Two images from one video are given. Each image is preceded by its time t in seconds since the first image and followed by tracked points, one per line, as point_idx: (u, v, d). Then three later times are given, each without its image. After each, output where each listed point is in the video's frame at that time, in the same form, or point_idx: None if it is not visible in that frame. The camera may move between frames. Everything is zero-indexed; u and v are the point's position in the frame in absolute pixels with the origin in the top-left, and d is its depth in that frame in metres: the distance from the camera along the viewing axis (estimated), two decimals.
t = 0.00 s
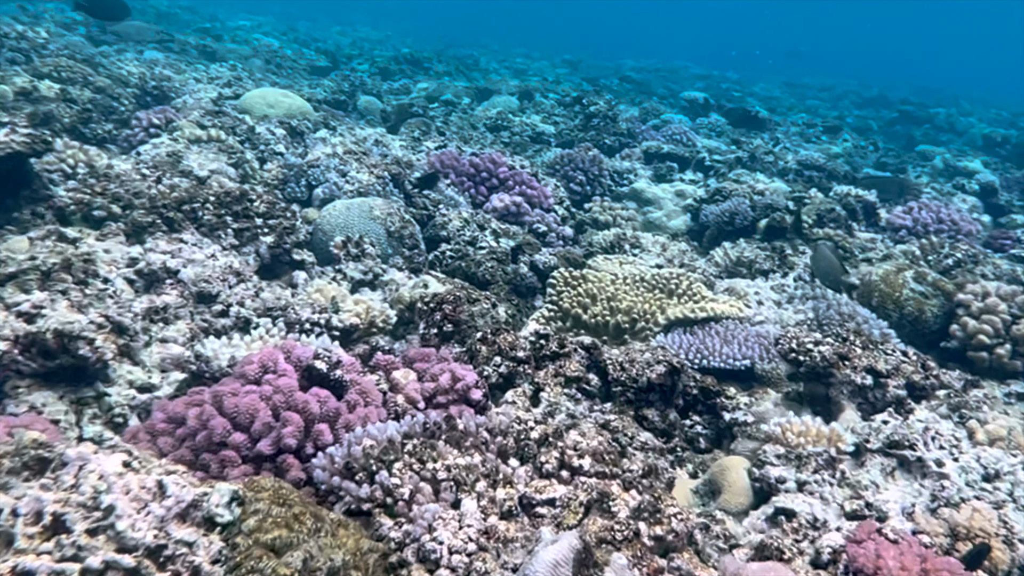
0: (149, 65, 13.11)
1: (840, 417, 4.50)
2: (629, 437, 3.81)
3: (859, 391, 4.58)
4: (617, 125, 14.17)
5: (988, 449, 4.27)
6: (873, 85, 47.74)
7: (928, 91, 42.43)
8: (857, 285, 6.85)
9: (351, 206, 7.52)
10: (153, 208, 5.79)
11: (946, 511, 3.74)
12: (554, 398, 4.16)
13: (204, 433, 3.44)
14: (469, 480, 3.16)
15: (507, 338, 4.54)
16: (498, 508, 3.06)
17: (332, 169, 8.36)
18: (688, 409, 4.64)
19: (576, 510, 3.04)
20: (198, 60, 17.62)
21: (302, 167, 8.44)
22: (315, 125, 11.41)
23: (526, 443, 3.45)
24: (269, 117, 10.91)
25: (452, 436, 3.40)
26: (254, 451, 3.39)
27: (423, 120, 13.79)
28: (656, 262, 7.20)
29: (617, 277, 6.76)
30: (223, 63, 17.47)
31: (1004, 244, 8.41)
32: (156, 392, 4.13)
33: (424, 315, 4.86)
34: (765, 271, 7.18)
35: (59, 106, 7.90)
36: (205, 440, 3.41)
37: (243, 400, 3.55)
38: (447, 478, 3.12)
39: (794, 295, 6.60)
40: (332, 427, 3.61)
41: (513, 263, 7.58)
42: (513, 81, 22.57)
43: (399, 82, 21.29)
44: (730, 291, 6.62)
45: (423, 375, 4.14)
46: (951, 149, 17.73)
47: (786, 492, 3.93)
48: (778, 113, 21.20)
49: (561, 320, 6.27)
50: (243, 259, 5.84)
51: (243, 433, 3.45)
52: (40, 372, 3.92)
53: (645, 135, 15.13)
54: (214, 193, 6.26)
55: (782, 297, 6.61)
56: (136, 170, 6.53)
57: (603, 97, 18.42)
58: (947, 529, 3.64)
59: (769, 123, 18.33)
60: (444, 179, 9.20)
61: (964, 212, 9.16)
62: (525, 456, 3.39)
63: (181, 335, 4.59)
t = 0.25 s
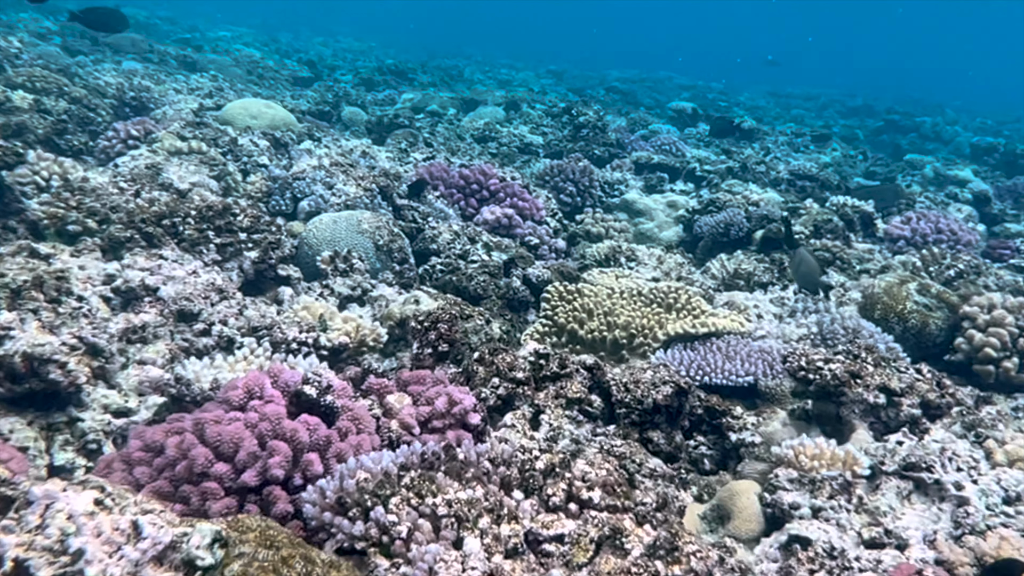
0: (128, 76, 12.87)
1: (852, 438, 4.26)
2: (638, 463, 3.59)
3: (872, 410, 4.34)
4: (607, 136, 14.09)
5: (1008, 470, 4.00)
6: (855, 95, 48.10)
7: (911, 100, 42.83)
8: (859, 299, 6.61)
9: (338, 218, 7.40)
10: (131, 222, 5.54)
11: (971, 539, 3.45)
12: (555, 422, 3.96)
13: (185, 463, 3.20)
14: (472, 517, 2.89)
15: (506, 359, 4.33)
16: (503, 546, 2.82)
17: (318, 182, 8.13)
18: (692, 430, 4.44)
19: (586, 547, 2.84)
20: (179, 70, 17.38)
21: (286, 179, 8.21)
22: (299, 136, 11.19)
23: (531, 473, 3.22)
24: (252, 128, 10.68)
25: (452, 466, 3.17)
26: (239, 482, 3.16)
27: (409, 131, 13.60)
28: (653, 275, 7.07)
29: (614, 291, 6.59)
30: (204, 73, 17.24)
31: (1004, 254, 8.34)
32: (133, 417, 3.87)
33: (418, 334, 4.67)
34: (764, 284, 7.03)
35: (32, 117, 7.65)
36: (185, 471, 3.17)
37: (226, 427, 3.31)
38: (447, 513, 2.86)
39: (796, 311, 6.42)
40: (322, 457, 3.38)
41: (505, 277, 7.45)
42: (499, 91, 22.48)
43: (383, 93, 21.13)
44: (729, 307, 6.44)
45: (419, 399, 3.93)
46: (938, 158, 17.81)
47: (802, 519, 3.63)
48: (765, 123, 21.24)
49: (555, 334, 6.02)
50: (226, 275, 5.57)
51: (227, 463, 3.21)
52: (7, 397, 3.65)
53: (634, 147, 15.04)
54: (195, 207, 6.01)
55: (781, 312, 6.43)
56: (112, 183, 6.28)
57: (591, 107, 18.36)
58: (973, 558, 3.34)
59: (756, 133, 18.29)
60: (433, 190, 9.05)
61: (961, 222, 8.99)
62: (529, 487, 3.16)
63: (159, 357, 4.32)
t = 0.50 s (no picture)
0: (109, 86, 12.62)
1: (868, 459, 4.01)
2: (651, 490, 3.37)
3: (889, 428, 4.14)
4: (597, 146, 14.00)
5: None
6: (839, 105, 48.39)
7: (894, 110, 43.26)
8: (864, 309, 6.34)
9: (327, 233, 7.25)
10: (110, 237, 5.30)
11: (1004, 569, 3.04)
12: (558, 446, 3.74)
13: (166, 496, 2.97)
14: (479, 554, 2.65)
15: (507, 379, 4.12)
16: None
17: (305, 193, 7.91)
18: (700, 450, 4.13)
19: None
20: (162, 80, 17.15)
21: (272, 191, 7.97)
22: (284, 147, 10.96)
23: (541, 505, 3.00)
24: (238, 139, 10.45)
25: (455, 498, 2.94)
26: (224, 516, 2.92)
27: (397, 141, 13.42)
28: (651, 288, 6.94)
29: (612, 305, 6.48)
30: (188, 84, 17.03)
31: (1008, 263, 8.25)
32: (111, 445, 3.62)
33: (413, 352, 4.48)
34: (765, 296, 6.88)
35: (7, 129, 7.41)
36: (167, 504, 2.94)
37: (213, 456, 3.08)
38: (451, 551, 2.62)
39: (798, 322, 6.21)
40: (314, 488, 3.15)
41: (499, 290, 7.26)
42: (486, 101, 22.39)
43: (370, 103, 20.97)
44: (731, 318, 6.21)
45: (417, 422, 3.71)
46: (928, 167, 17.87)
47: (819, 547, 3.30)
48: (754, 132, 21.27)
49: (552, 351, 5.81)
50: (210, 292, 5.33)
51: (212, 496, 2.98)
52: None
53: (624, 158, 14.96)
54: (178, 219, 5.77)
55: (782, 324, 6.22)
56: (90, 195, 6.02)
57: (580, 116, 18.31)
58: None
59: (745, 142, 18.25)
60: (424, 203, 8.96)
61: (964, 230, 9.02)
62: (539, 520, 2.93)
63: (139, 379, 4.05)
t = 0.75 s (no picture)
0: (91, 98, 12.34)
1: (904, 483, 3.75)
2: (678, 523, 3.10)
3: (924, 450, 3.90)
4: (591, 156, 13.84)
5: None
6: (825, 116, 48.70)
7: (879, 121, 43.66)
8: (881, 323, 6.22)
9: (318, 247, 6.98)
10: (90, 251, 4.99)
11: None
12: (574, 474, 3.47)
13: (148, 535, 2.69)
14: None
15: (517, 402, 3.86)
16: None
17: (295, 206, 7.63)
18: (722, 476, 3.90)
19: None
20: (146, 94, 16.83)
21: (260, 203, 7.69)
22: (272, 158, 10.70)
23: (563, 542, 2.72)
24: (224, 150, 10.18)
25: (470, 537, 2.68)
26: (213, 557, 2.64)
27: (386, 153, 13.18)
28: (656, 301, 6.84)
29: (616, 320, 6.33)
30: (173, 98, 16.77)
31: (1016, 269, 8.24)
32: (89, 478, 3.31)
33: (415, 372, 4.21)
34: (774, 309, 6.80)
35: None
36: (149, 544, 2.66)
37: (200, 490, 2.80)
38: None
39: (809, 335, 6.10)
40: (312, 524, 2.87)
41: (497, 305, 7.06)
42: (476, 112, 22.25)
43: (359, 115, 20.77)
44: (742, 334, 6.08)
45: (422, 450, 3.44)
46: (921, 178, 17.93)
47: None
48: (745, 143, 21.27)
49: (557, 369, 5.71)
50: (196, 309, 5.03)
51: (199, 535, 2.70)
52: None
53: (619, 170, 14.83)
54: (162, 232, 5.47)
55: (793, 339, 6.10)
56: (70, 208, 5.72)
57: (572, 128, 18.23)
58: None
59: (737, 153, 18.16)
60: (417, 215, 8.75)
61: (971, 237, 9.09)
62: (563, 560, 2.65)
63: (120, 404, 3.76)
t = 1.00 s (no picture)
0: (79, 109, 12.10)
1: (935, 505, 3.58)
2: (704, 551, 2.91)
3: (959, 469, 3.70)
4: (587, 165, 13.71)
5: None
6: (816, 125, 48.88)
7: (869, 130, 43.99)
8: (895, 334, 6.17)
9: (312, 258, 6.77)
10: (75, 264, 4.76)
11: None
12: (588, 499, 3.26)
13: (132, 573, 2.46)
14: None
15: (526, 420, 3.64)
16: None
17: (288, 215, 7.41)
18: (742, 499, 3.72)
19: None
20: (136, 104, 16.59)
21: (252, 213, 7.46)
22: (264, 168, 10.49)
23: None
24: (214, 160, 9.95)
25: (483, 568, 2.45)
26: None
27: (379, 163, 12.99)
28: (661, 312, 6.73)
29: (621, 333, 6.21)
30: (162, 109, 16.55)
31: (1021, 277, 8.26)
32: (70, 507, 3.06)
33: (414, 387, 3.97)
34: (783, 319, 6.78)
35: None
36: None
37: (189, 522, 2.58)
38: None
39: (818, 345, 6.08)
40: (311, 558, 2.65)
41: (497, 318, 6.91)
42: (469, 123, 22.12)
43: (350, 125, 20.61)
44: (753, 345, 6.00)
45: (426, 473, 3.24)
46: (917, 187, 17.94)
47: None
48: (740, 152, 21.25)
49: (562, 384, 5.57)
50: (185, 323, 4.80)
51: (187, 572, 2.47)
52: None
53: (615, 179, 14.69)
54: (150, 243, 5.23)
55: (805, 350, 6.05)
56: (54, 219, 5.48)
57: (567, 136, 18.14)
58: None
59: (732, 162, 18.08)
60: (412, 225, 8.56)
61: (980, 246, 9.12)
62: None
63: (104, 428, 3.52)
